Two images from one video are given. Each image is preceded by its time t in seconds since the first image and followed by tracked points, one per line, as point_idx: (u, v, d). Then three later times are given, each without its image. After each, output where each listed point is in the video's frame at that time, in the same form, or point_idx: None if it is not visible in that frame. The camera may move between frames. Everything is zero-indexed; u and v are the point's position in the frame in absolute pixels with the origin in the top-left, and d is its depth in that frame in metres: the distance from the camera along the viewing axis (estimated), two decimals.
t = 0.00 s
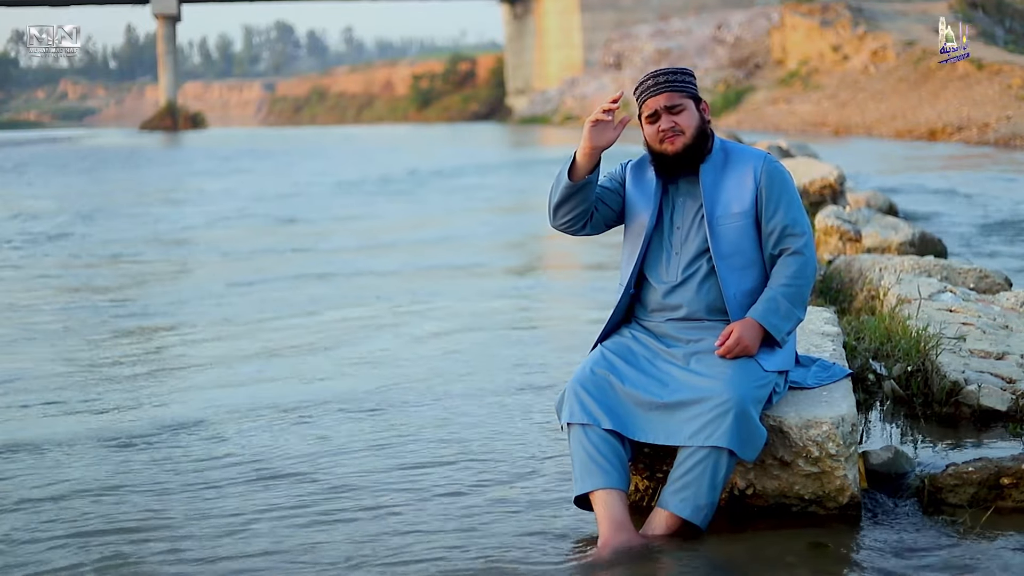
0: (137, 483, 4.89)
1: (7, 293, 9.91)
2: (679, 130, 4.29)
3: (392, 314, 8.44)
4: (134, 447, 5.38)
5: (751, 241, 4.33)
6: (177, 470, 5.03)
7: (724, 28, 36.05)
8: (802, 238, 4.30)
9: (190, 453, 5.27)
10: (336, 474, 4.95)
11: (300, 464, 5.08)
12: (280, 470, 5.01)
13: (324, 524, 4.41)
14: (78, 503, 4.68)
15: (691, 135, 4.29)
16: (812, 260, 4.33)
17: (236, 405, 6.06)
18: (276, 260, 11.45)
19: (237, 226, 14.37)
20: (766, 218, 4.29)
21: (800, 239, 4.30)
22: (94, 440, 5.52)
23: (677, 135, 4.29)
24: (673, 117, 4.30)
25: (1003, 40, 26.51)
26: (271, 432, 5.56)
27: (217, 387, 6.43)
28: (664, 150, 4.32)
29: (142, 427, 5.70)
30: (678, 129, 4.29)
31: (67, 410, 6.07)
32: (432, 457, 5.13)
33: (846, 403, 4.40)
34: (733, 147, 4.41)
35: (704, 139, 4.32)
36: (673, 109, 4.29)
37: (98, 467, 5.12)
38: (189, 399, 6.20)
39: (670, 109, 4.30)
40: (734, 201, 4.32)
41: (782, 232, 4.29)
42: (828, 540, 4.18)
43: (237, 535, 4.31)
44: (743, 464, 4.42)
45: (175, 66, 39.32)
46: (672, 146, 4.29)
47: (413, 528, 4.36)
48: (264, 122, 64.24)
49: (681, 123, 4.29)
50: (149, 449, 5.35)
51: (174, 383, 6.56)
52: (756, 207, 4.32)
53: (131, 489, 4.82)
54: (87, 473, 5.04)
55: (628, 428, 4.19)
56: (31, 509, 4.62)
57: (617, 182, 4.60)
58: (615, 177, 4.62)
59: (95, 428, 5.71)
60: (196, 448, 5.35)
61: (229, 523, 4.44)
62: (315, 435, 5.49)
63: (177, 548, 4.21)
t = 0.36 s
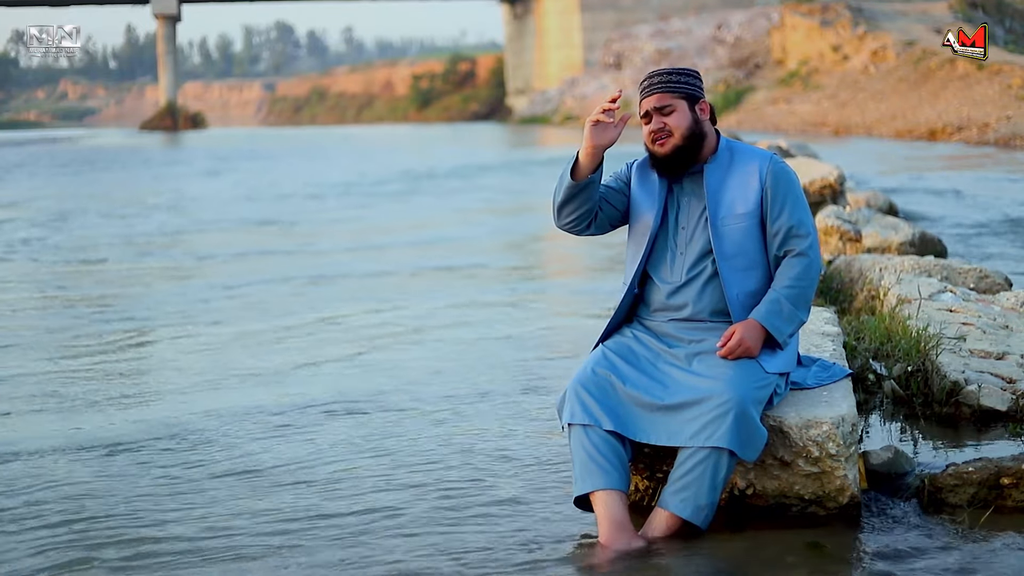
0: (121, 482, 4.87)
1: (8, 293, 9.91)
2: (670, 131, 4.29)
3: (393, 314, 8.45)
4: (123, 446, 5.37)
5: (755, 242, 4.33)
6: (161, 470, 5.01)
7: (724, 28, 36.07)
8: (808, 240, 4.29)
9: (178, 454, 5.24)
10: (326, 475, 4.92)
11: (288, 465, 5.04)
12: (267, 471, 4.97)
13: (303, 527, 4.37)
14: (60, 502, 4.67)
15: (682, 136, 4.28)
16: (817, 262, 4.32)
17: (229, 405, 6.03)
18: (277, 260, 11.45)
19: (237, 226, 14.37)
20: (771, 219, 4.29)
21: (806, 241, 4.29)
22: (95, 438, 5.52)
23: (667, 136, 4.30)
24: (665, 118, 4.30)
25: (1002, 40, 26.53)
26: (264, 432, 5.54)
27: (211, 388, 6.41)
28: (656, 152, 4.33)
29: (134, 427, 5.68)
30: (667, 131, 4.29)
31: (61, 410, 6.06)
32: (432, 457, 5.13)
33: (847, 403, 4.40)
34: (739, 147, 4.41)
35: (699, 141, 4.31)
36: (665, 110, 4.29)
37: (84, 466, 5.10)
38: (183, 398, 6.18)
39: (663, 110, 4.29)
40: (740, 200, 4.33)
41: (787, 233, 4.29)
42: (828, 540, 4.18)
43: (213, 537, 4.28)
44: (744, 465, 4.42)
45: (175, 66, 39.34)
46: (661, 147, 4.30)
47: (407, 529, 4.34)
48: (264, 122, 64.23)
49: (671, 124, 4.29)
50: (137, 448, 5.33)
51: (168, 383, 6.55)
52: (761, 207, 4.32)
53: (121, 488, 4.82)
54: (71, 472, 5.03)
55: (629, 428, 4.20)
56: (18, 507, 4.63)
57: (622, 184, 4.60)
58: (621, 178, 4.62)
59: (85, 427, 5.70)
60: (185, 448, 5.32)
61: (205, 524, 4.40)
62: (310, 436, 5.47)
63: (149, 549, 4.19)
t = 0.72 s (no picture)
0: (109, 488, 4.82)
1: (8, 293, 9.91)
2: (678, 132, 4.29)
3: (393, 314, 8.45)
4: (113, 451, 5.31)
5: (760, 245, 4.32)
6: (150, 476, 4.95)
7: (724, 28, 36.07)
8: (813, 246, 4.28)
9: (168, 459, 5.19)
10: (318, 480, 4.88)
11: (278, 472, 4.98)
12: (257, 477, 4.92)
13: (289, 534, 4.31)
14: (54, 504, 4.67)
15: (690, 139, 4.28)
16: (822, 268, 4.31)
17: (223, 409, 5.98)
18: (277, 260, 11.46)
19: (237, 227, 14.36)
20: (778, 224, 4.28)
21: (811, 246, 4.28)
22: (96, 439, 5.53)
23: (675, 138, 4.30)
24: (675, 119, 4.29)
25: (1002, 40, 26.54)
26: (258, 436, 5.50)
27: (205, 391, 6.38)
28: (666, 152, 4.33)
29: (128, 431, 5.63)
30: (676, 132, 4.29)
31: (55, 412, 6.03)
32: (433, 457, 5.13)
33: (847, 404, 4.39)
34: (749, 150, 4.40)
35: (707, 144, 4.30)
36: (675, 112, 4.28)
37: (73, 471, 5.06)
38: (177, 402, 6.14)
39: (673, 112, 4.29)
40: (747, 203, 4.31)
41: (793, 238, 4.27)
42: (827, 540, 4.17)
43: (205, 540, 4.26)
44: (743, 465, 4.42)
45: (175, 66, 39.34)
46: (671, 148, 4.31)
47: (402, 533, 4.30)
48: (264, 122, 64.20)
49: (680, 126, 4.28)
50: (127, 454, 5.27)
51: (170, 384, 6.55)
52: (769, 212, 4.31)
53: (122, 489, 4.82)
54: (72, 473, 5.04)
55: (629, 428, 4.19)
56: (19, 508, 4.64)
57: (629, 182, 4.59)
58: (630, 176, 4.61)
59: (77, 431, 5.65)
60: (175, 453, 5.27)
61: (190, 532, 4.34)
62: (305, 439, 5.43)
63: (131, 556, 4.14)
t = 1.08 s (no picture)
0: (96, 492, 4.78)
1: (9, 293, 9.91)
2: (688, 138, 4.31)
3: (393, 314, 8.45)
4: (103, 454, 5.28)
5: (768, 249, 4.33)
6: (138, 480, 4.91)
7: (724, 28, 36.09)
8: (823, 253, 4.29)
9: (157, 462, 5.15)
10: (310, 482, 4.84)
11: (268, 475, 4.94)
12: (254, 477, 4.92)
13: (278, 537, 4.28)
14: (50, 503, 4.68)
15: (699, 144, 4.29)
16: (830, 276, 4.33)
17: (217, 410, 5.96)
18: (278, 260, 11.46)
19: (237, 227, 14.36)
20: (789, 231, 4.29)
21: (821, 254, 4.30)
22: (95, 438, 5.53)
23: (683, 142, 4.32)
24: (686, 125, 4.31)
25: (1002, 40, 26.55)
26: (251, 437, 5.47)
27: (201, 391, 6.36)
28: (675, 155, 4.36)
29: (120, 433, 5.61)
30: (685, 138, 4.31)
31: (49, 414, 6.01)
32: (432, 457, 5.13)
33: (847, 404, 4.40)
34: (763, 155, 4.40)
35: (717, 151, 4.31)
36: (687, 118, 4.30)
37: (60, 474, 5.02)
38: (172, 403, 6.12)
39: (685, 117, 4.30)
40: (758, 208, 4.31)
41: (804, 246, 4.28)
42: (827, 540, 4.18)
43: (200, 537, 4.27)
44: (743, 464, 4.42)
45: (175, 66, 39.35)
46: (679, 151, 4.32)
47: (398, 534, 4.29)
48: (264, 122, 64.20)
49: (689, 132, 4.30)
50: (115, 457, 5.23)
51: (170, 384, 6.55)
52: (780, 218, 4.31)
53: (119, 488, 4.83)
54: (69, 473, 5.05)
55: (630, 428, 4.19)
56: (18, 506, 4.65)
57: (642, 183, 4.59)
58: (640, 176, 4.60)
59: (69, 433, 5.63)
60: (165, 456, 5.23)
61: (173, 535, 4.30)
62: (299, 440, 5.41)
63: (113, 560, 4.09)
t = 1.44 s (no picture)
0: (92, 493, 4.77)
1: (9, 293, 9.91)
2: (703, 139, 4.31)
3: (394, 314, 8.45)
4: (90, 456, 5.25)
5: (774, 253, 4.33)
6: (129, 481, 4.89)
7: (724, 28, 36.09)
8: (829, 260, 4.30)
9: (144, 464, 5.11)
10: (300, 484, 4.82)
11: (255, 478, 4.90)
12: (253, 477, 4.91)
13: (277, 537, 4.27)
14: (48, 502, 4.67)
15: (713, 148, 4.29)
16: (835, 282, 4.33)
17: (208, 411, 5.94)
18: (277, 260, 11.47)
19: (237, 227, 14.35)
20: (797, 237, 4.29)
21: (827, 260, 4.30)
22: (94, 438, 5.53)
23: (698, 143, 4.32)
24: (702, 127, 4.31)
25: (1002, 40, 26.56)
26: (241, 439, 5.45)
27: (195, 391, 6.35)
28: (688, 155, 4.35)
29: (110, 433, 5.59)
30: (700, 140, 4.31)
31: (39, 413, 6.00)
32: (432, 456, 5.13)
33: (846, 403, 4.40)
34: (774, 159, 4.40)
35: (731, 154, 4.31)
36: (705, 121, 4.30)
37: (45, 476, 4.99)
38: (173, 404, 6.12)
39: (703, 120, 4.31)
40: (767, 212, 4.30)
41: (811, 252, 4.29)
42: (826, 539, 4.18)
43: (198, 537, 4.26)
44: (743, 464, 4.42)
45: (175, 66, 39.35)
46: (692, 151, 4.32)
47: (391, 534, 4.28)
48: (264, 122, 64.21)
49: (706, 134, 4.30)
50: (101, 459, 5.20)
51: (170, 385, 6.55)
52: (788, 223, 4.31)
53: (118, 488, 4.83)
54: (69, 471, 5.05)
55: (631, 429, 4.18)
56: (18, 505, 4.65)
57: (651, 186, 4.57)
58: (648, 179, 4.59)
59: (58, 434, 5.61)
60: (152, 458, 5.19)
61: (154, 538, 4.26)
62: (290, 441, 5.40)
63: (93, 562, 4.06)
